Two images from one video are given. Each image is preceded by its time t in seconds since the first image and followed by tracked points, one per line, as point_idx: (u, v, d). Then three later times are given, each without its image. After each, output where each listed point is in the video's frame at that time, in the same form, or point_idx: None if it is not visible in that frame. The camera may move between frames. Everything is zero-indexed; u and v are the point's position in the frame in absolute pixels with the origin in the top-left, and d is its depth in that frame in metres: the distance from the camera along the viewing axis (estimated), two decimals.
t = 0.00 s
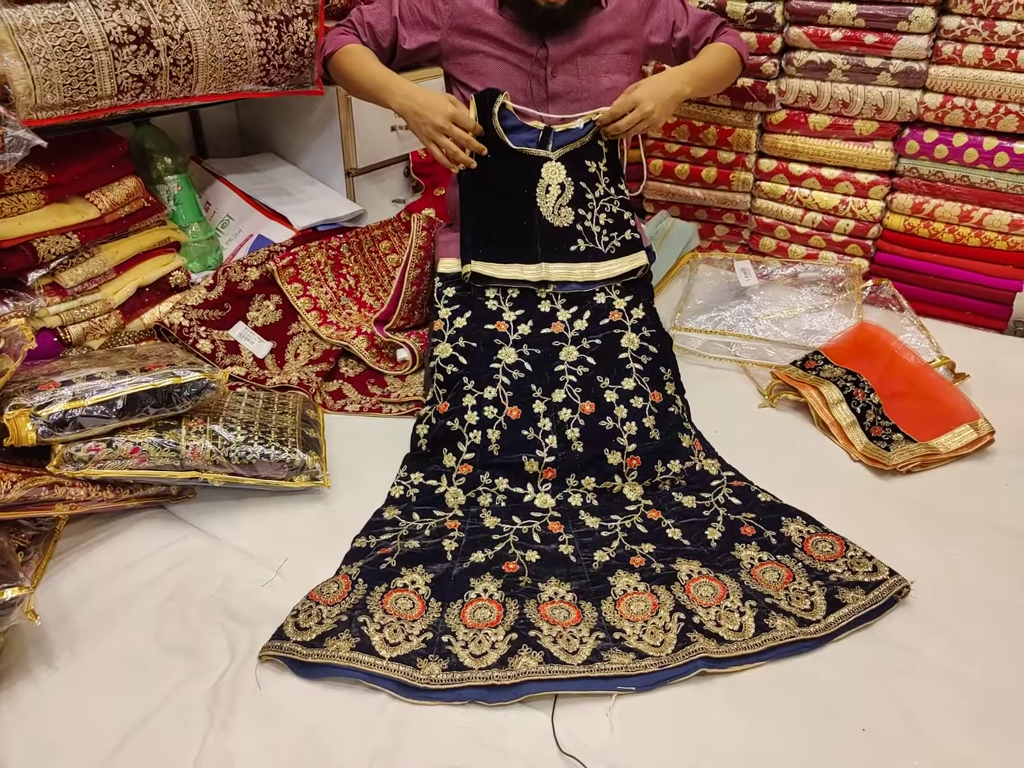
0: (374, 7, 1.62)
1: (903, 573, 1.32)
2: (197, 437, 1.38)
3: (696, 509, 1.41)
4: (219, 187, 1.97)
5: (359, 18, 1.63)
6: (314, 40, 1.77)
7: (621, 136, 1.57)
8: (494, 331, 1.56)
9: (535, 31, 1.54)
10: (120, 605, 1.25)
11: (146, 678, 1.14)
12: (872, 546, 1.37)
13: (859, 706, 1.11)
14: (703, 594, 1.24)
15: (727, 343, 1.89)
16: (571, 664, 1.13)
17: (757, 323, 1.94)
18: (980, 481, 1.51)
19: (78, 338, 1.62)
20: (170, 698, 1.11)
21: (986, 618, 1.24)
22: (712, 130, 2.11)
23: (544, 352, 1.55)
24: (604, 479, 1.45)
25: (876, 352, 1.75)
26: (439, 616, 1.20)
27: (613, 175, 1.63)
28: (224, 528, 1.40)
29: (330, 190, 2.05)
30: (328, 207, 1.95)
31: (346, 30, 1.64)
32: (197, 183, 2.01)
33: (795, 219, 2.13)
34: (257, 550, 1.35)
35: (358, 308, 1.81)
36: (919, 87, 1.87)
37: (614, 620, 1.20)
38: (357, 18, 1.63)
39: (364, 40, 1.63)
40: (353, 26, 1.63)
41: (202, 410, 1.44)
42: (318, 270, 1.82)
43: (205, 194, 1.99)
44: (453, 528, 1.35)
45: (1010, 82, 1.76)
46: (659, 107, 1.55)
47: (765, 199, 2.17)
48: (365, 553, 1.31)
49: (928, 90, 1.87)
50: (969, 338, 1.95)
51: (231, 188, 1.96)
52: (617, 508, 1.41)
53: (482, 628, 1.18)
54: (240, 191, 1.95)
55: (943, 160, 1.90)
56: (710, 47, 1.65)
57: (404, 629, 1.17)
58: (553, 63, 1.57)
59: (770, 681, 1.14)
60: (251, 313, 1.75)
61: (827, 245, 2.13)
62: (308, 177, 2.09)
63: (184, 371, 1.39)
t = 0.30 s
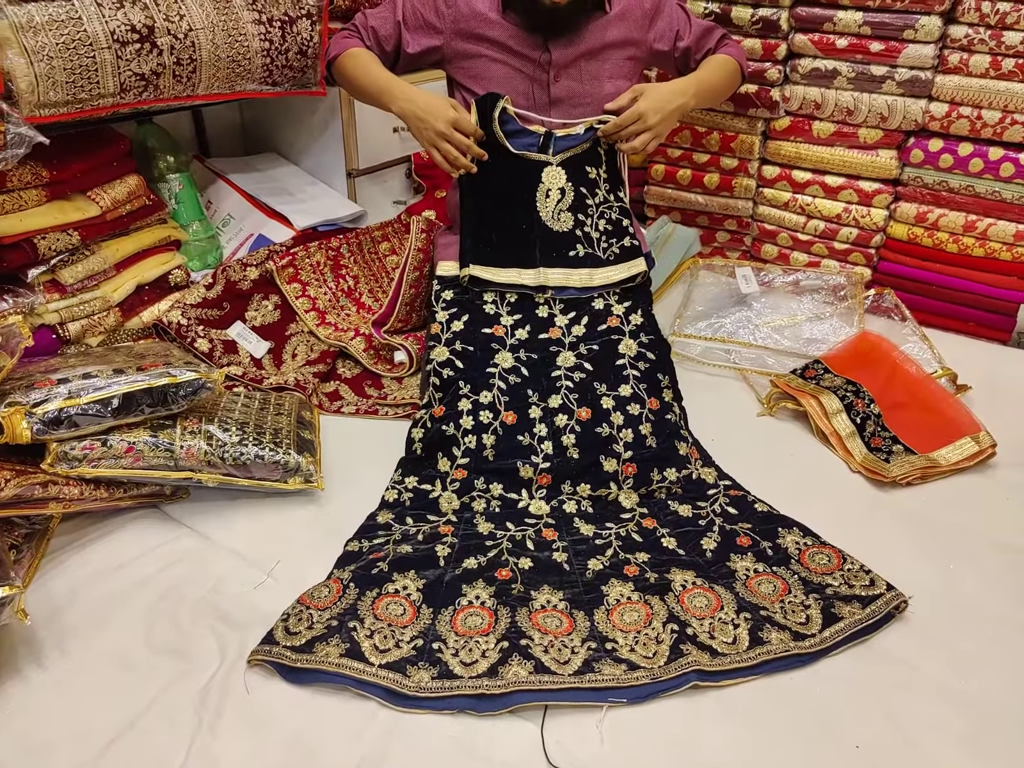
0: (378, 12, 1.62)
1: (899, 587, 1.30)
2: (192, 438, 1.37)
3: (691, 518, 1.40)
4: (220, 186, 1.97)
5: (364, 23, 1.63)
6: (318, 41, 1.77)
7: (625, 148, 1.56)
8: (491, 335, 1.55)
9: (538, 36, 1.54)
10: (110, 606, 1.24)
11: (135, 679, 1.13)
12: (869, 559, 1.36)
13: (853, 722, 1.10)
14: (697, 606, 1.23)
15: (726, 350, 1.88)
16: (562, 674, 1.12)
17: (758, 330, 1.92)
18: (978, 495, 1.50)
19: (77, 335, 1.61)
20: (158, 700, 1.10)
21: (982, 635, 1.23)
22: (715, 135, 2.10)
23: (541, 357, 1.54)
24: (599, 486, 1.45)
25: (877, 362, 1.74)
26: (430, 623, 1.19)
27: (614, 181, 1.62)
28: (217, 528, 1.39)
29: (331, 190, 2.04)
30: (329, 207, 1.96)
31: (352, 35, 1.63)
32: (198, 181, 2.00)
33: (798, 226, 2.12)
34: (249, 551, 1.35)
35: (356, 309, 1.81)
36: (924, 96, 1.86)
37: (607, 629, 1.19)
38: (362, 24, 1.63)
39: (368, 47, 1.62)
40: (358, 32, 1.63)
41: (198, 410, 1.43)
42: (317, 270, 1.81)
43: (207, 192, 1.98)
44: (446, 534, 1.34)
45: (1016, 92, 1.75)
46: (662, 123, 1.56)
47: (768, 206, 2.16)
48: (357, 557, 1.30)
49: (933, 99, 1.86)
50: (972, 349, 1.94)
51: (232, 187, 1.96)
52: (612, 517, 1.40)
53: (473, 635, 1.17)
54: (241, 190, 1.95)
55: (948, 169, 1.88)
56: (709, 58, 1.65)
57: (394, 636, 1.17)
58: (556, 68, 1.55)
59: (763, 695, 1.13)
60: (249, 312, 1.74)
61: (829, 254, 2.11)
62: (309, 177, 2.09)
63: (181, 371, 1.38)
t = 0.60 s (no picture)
0: (370, 12, 1.60)
1: (894, 591, 1.29)
2: (182, 439, 1.36)
3: (685, 522, 1.39)
4: (214, 186, 1.96)
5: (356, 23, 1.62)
6: (311, 40, 1.76)
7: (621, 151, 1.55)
8: (484, 337, 1.54)
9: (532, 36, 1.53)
10: (98, 610, 1.23)
11: (121, 684, 1.12)
12: (864, 563, 1.35)
13: (846, 728, 1.09)
14: (690, 610, 1.22)
15: (722, 352, 1.87)
16: (553, 679, 1.11)
17: (753, 332, 1.92)
18: (975, 498, 1.49)
19: (68, 336, 1.60)
20: (144, 705, 1.09)
21: (976, 639, 1.22)
22: (712, 136, 2.09)
23: (534, 359, 1.53)
24: (593, 489, 1.44)
25: (873, 364, 1.73)
26: (421, 627, 1.18)
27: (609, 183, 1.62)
28: (207, 531, 1.38)
29: (325, 190, 2.04)
30: (323, 208, 1.95)
31: (344, 35, 1.62)
32: (191, 181, 1.99)
33: (794, 228, 2.11)
34: (239, 554, 1.34)
35: (350, 310, 1.80)
36: (922, 97, 1.85)
37: (599, 634, 1.18)
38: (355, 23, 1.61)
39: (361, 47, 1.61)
40: (350, 32, 1.62)
41: (188, 411, 1.42)
42: (311, 271, 1.81)
43: (200, 192, 1.97)
44: (438, 537, 1.33)
45: (1014, 93, 1.74)
46: (658, 126, 1.55)
47: (765, 207, 2.15)
48: (347, 560, 1.29)
49: (931, 101, 1.85)
50: (969, 351, 1.93)
51: (226, 187, 1.95)
52: (605, 520, 1.39)
53: (464, 639, 1.16)
54: (234, 190, 1.94)
55: (945, 171, 1.87)
56: (703, 61, 1.65)
57: (384, 639, 1.15)
58: (550, 67, 1.55)
59: (755, 700, 1.12)
60: (242, 314, 1.74)
61: (826, 256, 2.11)
62: (304, 177, 2.08)
63: (171, 372, 1.38)
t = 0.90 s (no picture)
0: (367, 12, 1.60)
1: (896, 593, 1.28)
2: (179, 442, 1.36)
3: (685, 524, 1.37)
4: (212, 188, 1.96)
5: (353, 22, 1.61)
6: (308, 41, 1.76)
7: (621, 151, 1.54)
8: (482, 338, 1.53)
9: (531, 36, 1.52)
10: (95, 614, 1.22)
11: (118, 688, 1.11)
12: (865, 565, 1.34)
13: (848, 732, 1.07)
14: (691, 613, 1.21)
15: (723, 352, 1.86)
16: (552, 682, 1.10)
17: (754, 332, 1.90)
18: (978, 499, 1.47)
19: (65, 338, 1.60)
20: (140, 709, 1.09)
21: (979, 641, 1.21)
22: (711, 135, 2.08)
23: (532, 360, 1.52)
24: (592, 491, 1.43)
25: (874, 363, 1.72)
26: (418, 630, 1.17)
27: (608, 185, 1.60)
28: (204, 534, 1.38)
29: (324, 191, 2.04)
30: (321, 209, 1.95)
31: (341, 34, 1.61)
32: (188, 182, 1.99)
33: (795, 227, 2.10)
34: (236, 557, 1.33)
35: (348, 311, 1.80)
36: (924, 95, 1.84)
37: (598, 637, 1.17)
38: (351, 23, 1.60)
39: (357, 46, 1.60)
40: (347, 31, 1.61)
41: (186, 413, 1.42)
42: (308, 272, 1.80)
43: (197, 195, 1.97)
44: (436, 539, 1.32)
45: (1017, 90, 1.73)
46: (658, 127, 1.54)
47: (765, 207, 2.14)
48: (344, 563, 1.28)
49: (933, 98, 1.84)
50: (972, 350, 1.91)
51: (223, 189, 1.95)
52: (604, 522, 1.38)
53: (461, 643, 1.15)
54: (232, 192, 1.94)
55: (947, 169, 1.86)
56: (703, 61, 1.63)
57: (381, 643, 1.14)
58: (549, 67, 1.54)
59: (756, 704, 1.11)
60: (239, 315, 1.74)
61: (827, 255, 2.10)
62: (302, 178, 2.08)
63: (167, 374, 1.37)
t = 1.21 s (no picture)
0: (367, 17, 1.59)
1: (895, 600, 1.27)
2: (175, 448, 1.35)
3: (684, 530, 1.37)
4: (210, 193, 1.97)
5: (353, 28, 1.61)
6: (306, 45, 1.75)
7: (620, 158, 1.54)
8: (481, 344, 1.52)
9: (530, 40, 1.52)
10: (90, 621, 1.21)
11: (113, 696, 1.11)
12: (864, 572, 1.33)
13: (848, 741, 1.07)
14: (690, 620, 1.20)
15: (722, 357, 1.86)
16: (551, 691, 1.09)
17: (754, 337, 1.90)
18: (979, 506, 1.47)
19: (62, 343, 1.60)
20: (136, 718, 1.08)
21: (980, 649, 1.20)
22: (711, 140, 2.07)
23: (531, 366, 1.52)
24: (591, 497, 1.42)
25: (873, 368, 1.71)
26: (416, 638, 1.16)
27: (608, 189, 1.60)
28: (201, 540, 1.37)
29: (322, 196, 2.04)
30: (320, 214, 1.95)
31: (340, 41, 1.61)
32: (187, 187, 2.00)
33: (794, 232, 2.10)
34: (233, 563, 1.32)
35: (347, 316, 1.79)
36: (923, 99, 1.84)
37: (597, 645, 1.16)
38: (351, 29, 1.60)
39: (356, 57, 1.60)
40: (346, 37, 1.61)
41: (183, 419, 1.41)
42: (307, 276, 1.80)
43: (196, 199, 1.97)
44: (434, 546, 1.31)
45: (1016, 95, 1.72)
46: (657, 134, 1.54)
47: (765, 211, 2.14)
48: (342, 570, 1.27)
49: (932, 103, 1.84)
50: (973, 355, 1.91)
51: (222, 193, 1.95)
52: (603, 529, 1.37)
53: (459, 651, 1.14)
54: (230, 196, 1.95)
55: (947, 174, 1.86)
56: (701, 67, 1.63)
57: (378, 651, 1.14)
58: (549, 73, 1.54)
59: (755, 712, 1.10)
60: (238, 320, 1.74)
61: (827, 260, 2.09)
62: (301, 183, 2.08)
63: (164, 380, 1.36)
